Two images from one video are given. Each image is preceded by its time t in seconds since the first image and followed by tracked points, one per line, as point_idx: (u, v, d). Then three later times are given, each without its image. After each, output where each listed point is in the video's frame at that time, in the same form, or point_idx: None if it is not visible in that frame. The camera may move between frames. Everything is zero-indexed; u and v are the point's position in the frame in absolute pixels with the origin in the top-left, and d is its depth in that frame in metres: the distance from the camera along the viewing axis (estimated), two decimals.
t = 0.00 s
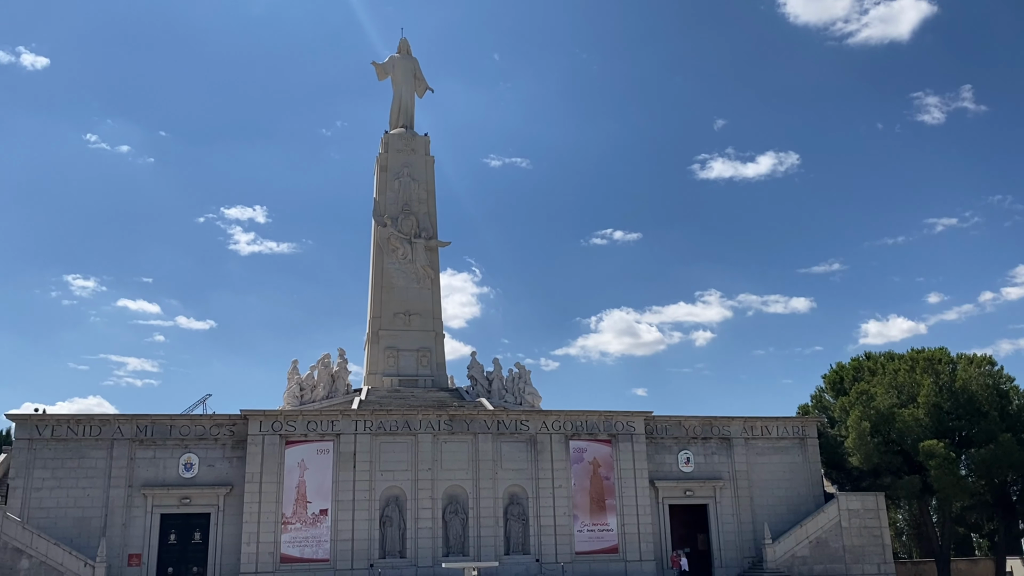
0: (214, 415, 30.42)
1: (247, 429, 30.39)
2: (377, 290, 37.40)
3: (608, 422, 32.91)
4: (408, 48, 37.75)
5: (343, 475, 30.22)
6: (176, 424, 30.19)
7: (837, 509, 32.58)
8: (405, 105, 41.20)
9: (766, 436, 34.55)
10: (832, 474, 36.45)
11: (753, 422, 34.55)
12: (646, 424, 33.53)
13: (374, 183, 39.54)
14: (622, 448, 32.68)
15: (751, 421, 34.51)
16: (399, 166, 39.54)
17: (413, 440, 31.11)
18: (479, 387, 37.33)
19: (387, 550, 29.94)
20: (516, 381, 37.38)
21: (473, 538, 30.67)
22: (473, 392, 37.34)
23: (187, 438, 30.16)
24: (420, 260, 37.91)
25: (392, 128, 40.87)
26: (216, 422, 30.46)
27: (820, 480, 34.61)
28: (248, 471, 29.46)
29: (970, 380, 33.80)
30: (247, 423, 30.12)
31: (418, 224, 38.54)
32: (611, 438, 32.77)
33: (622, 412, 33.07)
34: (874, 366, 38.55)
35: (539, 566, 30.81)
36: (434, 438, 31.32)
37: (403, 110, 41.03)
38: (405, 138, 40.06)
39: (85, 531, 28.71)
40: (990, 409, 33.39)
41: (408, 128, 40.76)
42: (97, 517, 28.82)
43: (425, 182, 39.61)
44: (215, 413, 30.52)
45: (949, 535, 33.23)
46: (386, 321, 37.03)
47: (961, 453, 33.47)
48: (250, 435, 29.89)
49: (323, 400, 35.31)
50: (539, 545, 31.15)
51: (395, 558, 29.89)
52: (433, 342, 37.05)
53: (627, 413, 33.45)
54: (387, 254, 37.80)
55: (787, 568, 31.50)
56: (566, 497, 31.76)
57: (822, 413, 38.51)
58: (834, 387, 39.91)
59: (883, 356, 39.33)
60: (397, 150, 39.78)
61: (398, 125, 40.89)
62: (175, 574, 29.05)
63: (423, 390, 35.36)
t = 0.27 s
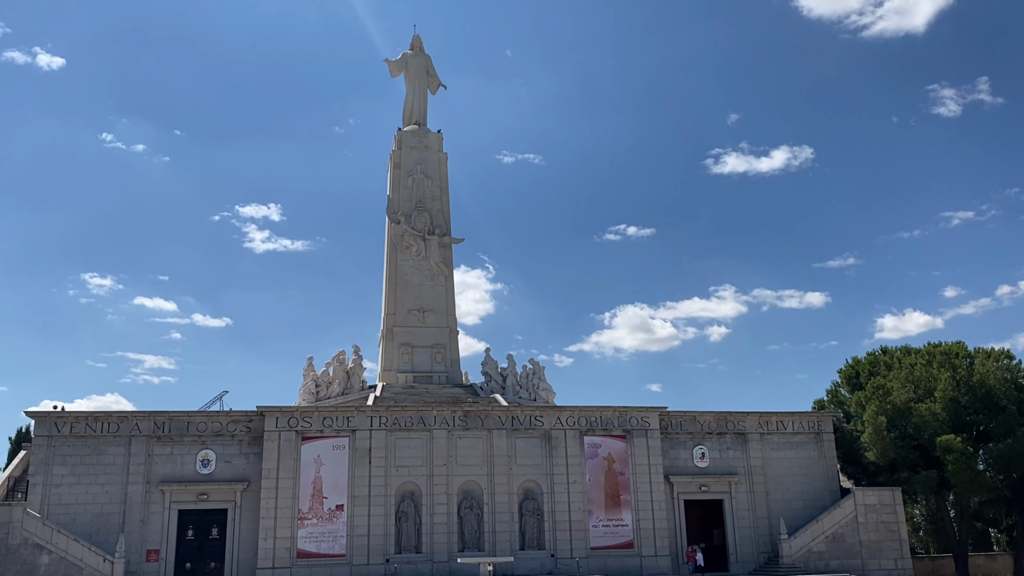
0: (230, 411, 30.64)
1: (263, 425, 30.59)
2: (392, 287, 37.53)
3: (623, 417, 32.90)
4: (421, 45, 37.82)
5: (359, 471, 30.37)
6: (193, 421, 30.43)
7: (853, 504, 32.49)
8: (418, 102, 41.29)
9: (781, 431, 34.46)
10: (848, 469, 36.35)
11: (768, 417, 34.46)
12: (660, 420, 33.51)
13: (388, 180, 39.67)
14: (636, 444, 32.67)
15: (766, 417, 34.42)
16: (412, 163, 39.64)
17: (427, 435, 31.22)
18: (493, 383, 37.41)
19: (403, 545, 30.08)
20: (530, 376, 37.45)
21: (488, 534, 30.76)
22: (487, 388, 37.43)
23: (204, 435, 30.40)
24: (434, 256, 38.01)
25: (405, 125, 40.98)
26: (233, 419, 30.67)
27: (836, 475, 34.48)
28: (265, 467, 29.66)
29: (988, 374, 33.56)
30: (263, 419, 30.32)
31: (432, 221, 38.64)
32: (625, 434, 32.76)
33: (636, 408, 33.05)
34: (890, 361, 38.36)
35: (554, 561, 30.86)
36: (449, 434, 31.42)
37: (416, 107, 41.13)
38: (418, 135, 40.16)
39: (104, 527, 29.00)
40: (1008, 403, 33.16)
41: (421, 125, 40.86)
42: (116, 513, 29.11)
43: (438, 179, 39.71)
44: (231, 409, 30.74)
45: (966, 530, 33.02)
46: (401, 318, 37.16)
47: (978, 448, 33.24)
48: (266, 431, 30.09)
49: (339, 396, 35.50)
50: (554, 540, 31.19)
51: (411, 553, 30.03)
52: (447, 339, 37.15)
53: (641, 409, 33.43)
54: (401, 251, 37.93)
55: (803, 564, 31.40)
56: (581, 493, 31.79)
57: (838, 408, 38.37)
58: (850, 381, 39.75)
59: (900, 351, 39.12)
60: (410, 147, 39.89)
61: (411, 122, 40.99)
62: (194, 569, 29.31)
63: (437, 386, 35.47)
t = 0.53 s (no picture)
0: (240, 407, 30.74)
1: (273, 421, 30.69)
2: (400, 283, 37.58)
3: (632, 412, 32.89)
4: (429, 40, 37.79)
5: (368, 466, 30.46)
6: (203, 417, 30.55)
7: (863, 498, 32.42)
8: (426, 97, 41.27)
9: (791, 426, 34.38)
10: (859, 463, 36.28)
11: (778, 411, 34.39)
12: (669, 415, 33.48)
13: (396, 175, 39.68)
14: (645, 438, 32.66)
15: (776, 411, 34.35)
16: (420, 159, 39.64)
17: (437, 431, 31.28)
18: (502, 378, 37.43)
19: (413, 540, 30.17)
20: (539, 371, 37.46)
21: (498, 529, 30.82)
22: (496, 383, 37.46)
23: (215, 430, 30.53)
24: (443, 252, 38.03)
25: (413, 121, 40.97)
26: (243, 414, 30.78)
27: (846, 469, 34.40)
28: (275, 462, 29.77)
29: (999, 367, 33.41)
30: (273, 415, 30.42)
31: (440, 216, 38.65)
32: (635, 429, 32.75)
33: (645, 402, 33.03)
34: (901, 354, 38.22)
35: (564, 556, 30.90)
36: (458, 429, 31.47)
37: (424, 102, 41.11)
38: (426, 130, 40.15)
39: (116, 523, 29.17)
40: (1019, 396, 33.01)
41: (429, 120, 40.85)
42: (128, 508, 29.27)
43: (446, 174, 39.71)
44: (241, 405, 30.85)
45: (978, 524, 32.91)
46: (409, 314, 37.21)
47: (990, 441, 33.10)
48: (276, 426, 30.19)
49: (348, 391, 35.58)
50: (563, 535, 31.22)
51: (421, 548, 30.11)
52: (456, 334, 37.19)
53: (651, 404, 33.40)
54: (410, 246, 37.96)
55: (813, 558, 31.36)
56: (591, 487, 31.80)
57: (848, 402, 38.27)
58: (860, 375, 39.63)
59: (910, 344, 38.98)
60: (418, 142, 39.89)
61: (419, 117, 40.98)
62: (205, 564, 29.47)
63: (446, 381, 35.53)
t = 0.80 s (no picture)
0: (243, 403, 30.81)
1: (276, 416, 30.76)
2: (403, 278, 37.62)
3: (634, 407, 32.93)
4: (430, 35, 37.75)
5: (372, 462, 30.52)
6: (207, 413, 30.62)
7: (865, 493, 32.46)
8: (428, 93, 41.26)
9: (793, 420, 34.41)
10: (861, 456, 36.32)
11: (780, 406, 34.42)
12: (672, 409, 33.51)
13: (399, 171, 39.69)
14: (648, 433, 32.70)
15: (778, 405, 34.38)
16: (423, 154, 39.64)
17: (440, 426, 31.32)
18: (505, 373, 37.46)
19: (416, 535, 30.24)
20: (542, 366, 37.50)
21: (501, 523, 30.88)
22: (499, 378, 37.50)
23: (218, 426, 30.60)
24: (445, 247, 38.05)
25: (415, 116, 40.96)
26: (246, 410, 30.85)
27: (849, 464, 34.43)
28: (278, 458, 29.83)
29: (1001, 361, 33.40)
30: (276, 411, 30.49)
31: (443, 212, 38.66)
32: (637, 423, 32.78)
33: (648, 397, 33.06)
34: (904, 349, 38.21)
35: (567, 550, 30.96)
36: (461, 424, 31.52)
37: (426, 97, 41.09)
38: (428, 126, 40.14)
39: (120, 518, 29.27)
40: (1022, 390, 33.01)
41: (431, 116, 40.83)
42: (132, 504, 29.36)
43: (448, 169, 39.71)
44: (245, 401, 30.92)
45: (980, 518, 32.93)
46: (412, 309, 37.25)
47: (992, 435, 33.11)
48: (279, 422, 30.27)
49: (351, 387, 35.65)
50: (566, 529, 31.29)
51: (424, 543, 30.18)
52: (459, 330, 37.23)
53: (653, 398, 33.44)
54: (412, 242, 37.98)
55: (816, 552, 31.41)
56: (593, 482, 31.85)
57: (851, 396, 38.29)
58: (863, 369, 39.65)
59: (913, 338, 38.97)
60: (421, 138, 39.88)
61: (421, 112, 40.97)
62: (209, 560, 29.58)
63: (449, 376, 35.58)
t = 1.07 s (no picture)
0: (240, 400, 30.86)
1: (273, 413, 30.81)
2: (400, 275, 37.67)
3: (631, 402, 33.03)
4: (426, 31, 37.75)
5: (369, 458, 30.59)
6: (204, 409, 30.67)
7: (861, 487, 32.61)
8: (425, 89, 41.27)
9: (789, 415, 34.56)
10: (857, 452, 36.50)
11: (776, 401, 34.55)
12: (668, 405, 33.63)
13: (396, 167, 39.72)
14: (644, 428, 32.81)
15: (774, 401, 34.52)
16: (419, 151, 39.67)
17: (437, 422, 31.40)
18: (502, 369, 37.55)
19: (414, 531, 30.33)
20: (539, 362, 37.59)
21: (498, 519, 30.98)
22: (496, 373, 37.59)
23: (215, 423, 30.65)
24: (442, 244, 38.10)
25: (411, 112, 40.97)
26: (244, 407, 30.91)
27: (845, 459, 34.59)
28: (275, 454, 29.89)
29: (996, 356, 33.55)
30: (273, 407, 30.54)
31: (439, 208, 38.70)
32: (634, 419, 32.89)
33: (644, 392, 33.17)
34: (899, 344, 38.36)
35: (563, 545, 31.08)
36: (458, 420, 31.60)
37: (422, 94, 41.10)
38: (425, 122, 40.16)
39: (118, 515, 29.32)
40: (1016, 385, 33.18)
41: (428, 112, 40.85)
42: (129, 500, 29.41)
43: (445, 165, 39.74)
44: (242, 397, 30.97)
45: (975, 512, 33.10)
46: (409, 306, 37.31)
47: (987, 430, 33.27)
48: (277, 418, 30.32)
49: (349, 383, 35.71)
50: (563, 524, 31.40)
51: (421, 539, 30.27)
52: (456, 326, 37.29)
53: (650, 394, 33.55)
54: (409, 238, 38.02)
55: (811, 547, 31.56)
56: (590, 477, 31.97)
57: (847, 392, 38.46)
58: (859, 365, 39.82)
59: (909, 334, 39.13)
60: (417, 134, 39.90)
61: (418, 109, 40.98)
62: (206, 556, 29.65)
63: (446, 372, 35.65)
